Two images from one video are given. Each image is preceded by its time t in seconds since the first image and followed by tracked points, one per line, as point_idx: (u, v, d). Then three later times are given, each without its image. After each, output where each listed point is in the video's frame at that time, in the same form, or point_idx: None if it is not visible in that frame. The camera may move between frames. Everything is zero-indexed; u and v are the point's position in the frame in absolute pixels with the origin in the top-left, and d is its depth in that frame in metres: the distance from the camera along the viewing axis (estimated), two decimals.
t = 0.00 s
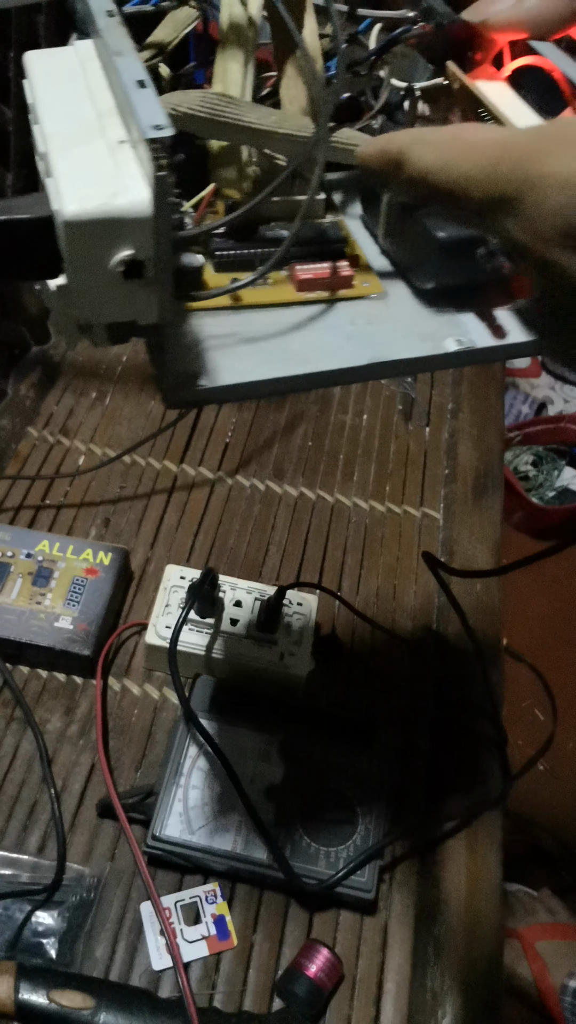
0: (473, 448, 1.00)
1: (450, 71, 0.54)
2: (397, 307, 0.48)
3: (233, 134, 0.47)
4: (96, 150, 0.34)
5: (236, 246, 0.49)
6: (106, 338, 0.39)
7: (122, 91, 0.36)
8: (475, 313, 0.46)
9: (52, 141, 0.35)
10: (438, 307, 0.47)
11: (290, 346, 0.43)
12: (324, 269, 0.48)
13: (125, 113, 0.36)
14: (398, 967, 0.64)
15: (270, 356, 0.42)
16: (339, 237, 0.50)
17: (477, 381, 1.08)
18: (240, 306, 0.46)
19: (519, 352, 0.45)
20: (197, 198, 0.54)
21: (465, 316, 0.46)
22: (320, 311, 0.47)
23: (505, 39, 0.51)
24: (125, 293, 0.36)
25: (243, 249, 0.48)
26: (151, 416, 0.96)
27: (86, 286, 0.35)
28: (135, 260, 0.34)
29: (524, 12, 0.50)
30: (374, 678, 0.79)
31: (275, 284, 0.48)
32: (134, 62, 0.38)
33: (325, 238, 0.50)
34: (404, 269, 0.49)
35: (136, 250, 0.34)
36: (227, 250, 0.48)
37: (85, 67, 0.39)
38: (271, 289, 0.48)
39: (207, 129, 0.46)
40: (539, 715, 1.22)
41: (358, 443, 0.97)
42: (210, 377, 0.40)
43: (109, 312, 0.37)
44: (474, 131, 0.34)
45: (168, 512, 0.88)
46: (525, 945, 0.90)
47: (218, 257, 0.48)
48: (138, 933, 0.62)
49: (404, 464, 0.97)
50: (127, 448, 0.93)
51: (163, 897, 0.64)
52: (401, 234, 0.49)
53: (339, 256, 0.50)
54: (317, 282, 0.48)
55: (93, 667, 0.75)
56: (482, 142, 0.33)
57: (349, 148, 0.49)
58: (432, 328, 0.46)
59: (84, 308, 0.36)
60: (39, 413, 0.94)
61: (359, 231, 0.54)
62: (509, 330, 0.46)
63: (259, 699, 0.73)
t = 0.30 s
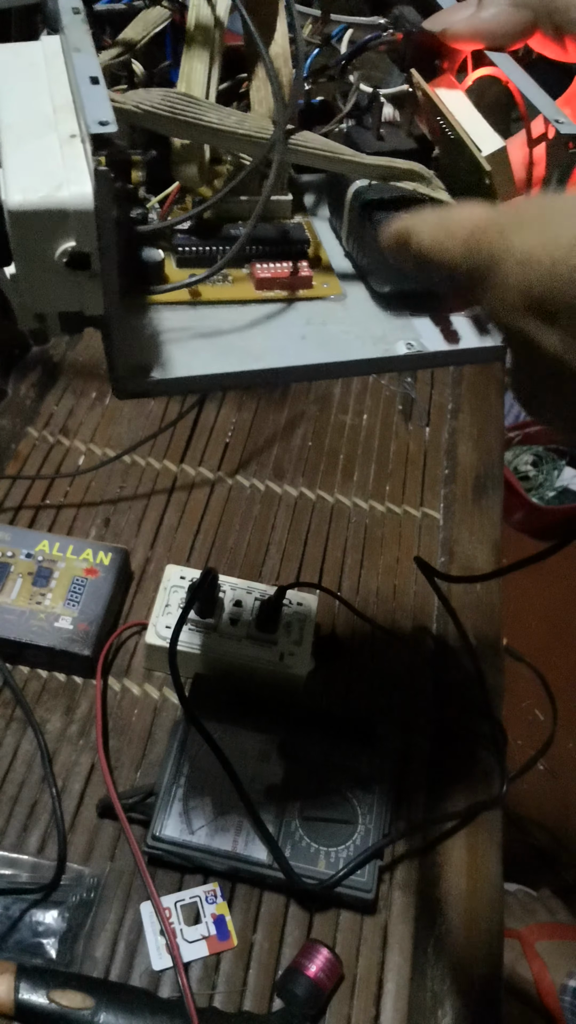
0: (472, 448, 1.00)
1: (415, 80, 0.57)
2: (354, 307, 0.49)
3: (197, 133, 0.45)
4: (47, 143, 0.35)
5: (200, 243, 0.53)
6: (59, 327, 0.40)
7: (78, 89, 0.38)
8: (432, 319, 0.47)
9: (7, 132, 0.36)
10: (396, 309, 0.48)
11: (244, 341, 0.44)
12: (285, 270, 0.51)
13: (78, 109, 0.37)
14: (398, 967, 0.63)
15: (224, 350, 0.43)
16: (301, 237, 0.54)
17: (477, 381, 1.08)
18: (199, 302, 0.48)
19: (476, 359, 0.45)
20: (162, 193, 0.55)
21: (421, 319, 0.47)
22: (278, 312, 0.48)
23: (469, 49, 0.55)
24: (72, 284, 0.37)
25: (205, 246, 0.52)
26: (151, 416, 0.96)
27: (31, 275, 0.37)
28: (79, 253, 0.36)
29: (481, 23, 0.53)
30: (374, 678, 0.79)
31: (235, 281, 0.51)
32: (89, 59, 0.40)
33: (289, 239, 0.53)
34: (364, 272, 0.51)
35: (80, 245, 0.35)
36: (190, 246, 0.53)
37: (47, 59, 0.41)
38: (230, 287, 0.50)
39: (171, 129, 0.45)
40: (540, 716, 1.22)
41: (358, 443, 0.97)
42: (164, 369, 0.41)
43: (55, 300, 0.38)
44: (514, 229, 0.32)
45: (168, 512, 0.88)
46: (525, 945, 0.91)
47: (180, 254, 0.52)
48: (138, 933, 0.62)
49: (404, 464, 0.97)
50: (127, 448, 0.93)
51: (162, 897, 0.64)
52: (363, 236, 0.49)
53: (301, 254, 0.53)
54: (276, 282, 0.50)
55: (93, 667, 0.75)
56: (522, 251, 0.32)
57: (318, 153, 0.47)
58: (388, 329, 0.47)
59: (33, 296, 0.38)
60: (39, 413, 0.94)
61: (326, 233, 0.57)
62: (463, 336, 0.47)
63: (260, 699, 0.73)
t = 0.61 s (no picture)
0: (473, 448, 1.00)
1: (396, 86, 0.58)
2: (332, 311, 0.54)
3: (179, 131, 0.47)
4: (25, 133, 0.39)
5: (177, 243, 0.54)
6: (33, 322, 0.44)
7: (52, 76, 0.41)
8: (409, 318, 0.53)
9: None
10: (372, 314, 0.54)
11: (220, 341, 0.48)
12: (264, 271, 0.54)
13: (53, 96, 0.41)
14: (398, 967, 0.63)
15: (200, 349, 0.47)
16: (281, 238, 0.56)
17: (477, 381, 1.08)
18: (177, 299, 0.52)
19: (455, 358, 0.52)
20: (140, 193, 0.57)
21: (398, 322, 0.53)
22: (258, 311, 0.52)
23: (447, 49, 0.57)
24: (44, 275, 0.41)
25: (182, 246, 0.54)
26: (151, 416, 0.96)
27: (8, 266, 0.41)
28: (50, 241, 0.40)
29: (462, 30, 0.56)
30: (374, 678, 0.79)
31: (213, 280, 0.54)
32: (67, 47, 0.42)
33: (272, 239, 0.56)
34: (342, 274, 0.56)
35: (53, 234, 0.39)
36: (167, 245, 0.54)
37: (25, 54, 0.45)
38: (210, 286, 0.54)
39: (155, 127, 0.46)
40: (540, 715, 1.23)
41: (358, 443, 0.97)
42: (144, 362, 0.45)
43: (32, 293, 0.42)
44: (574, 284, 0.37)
45: (168, 511, 0.88)
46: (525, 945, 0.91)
47: (157, 253, 0.54)
48: (138, 933, 0.62)
49: (404, 463, 0.97)
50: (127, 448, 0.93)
51: (162, 897, 0.64)
52: (341, 238, 0.55)
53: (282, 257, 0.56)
54: (255, 283, 0.54)
55: (93, 667, 0.75)
56: None
57: (298, 153, 0.49)
58: (368, 329, 0.52)
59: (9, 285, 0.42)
60: (39, 412, 0.94)
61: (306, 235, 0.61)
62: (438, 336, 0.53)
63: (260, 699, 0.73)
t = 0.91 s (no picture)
0: (472, 448, 1.00)
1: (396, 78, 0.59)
2: (332, 304, 0.53)
3: (177, 121, 0.46)
4: (27, 116, 0.40)
5: (176, 235, 0.55)
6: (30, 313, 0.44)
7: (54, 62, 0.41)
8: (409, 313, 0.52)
9: None
10: (374, 307, 0.53)
11: (219, 334, 0.47)
12: (265, 264, 0.54)
13: (54, 83, 0.41)
14: (398, 967, 0.64)
15: (203, 344, 0.46)
16: (281, 233, 0.56)
17: (477, 381, 1.08)
18: (176, 292, 0.51)
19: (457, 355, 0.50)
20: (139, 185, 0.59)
21: (400, 316, 0.52)
22: (258, 304, 0.52)
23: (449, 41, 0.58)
24: (44, 262, 0.41)
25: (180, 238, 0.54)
26: (151, 415, 0.96)
27: (6, 254, 0.41)
28: (51, 229, 0.40)
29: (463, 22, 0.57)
30: (374, 677, 0.79)
31: (212, 272, 0.54)
32: (67, 31, 0.42)
33: (271, 232, 0.56)
34: (342, 268, 0.55)
35: (53, 220, 0.39)
36: (167, 236, 0.54)
37: (25, 43, 0.45)
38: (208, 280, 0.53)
39: (151, 114, 0.45)
40: (540, 715, 1.23)
41: (358, 443, 0.98)
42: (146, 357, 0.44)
43: (32, 282, 0.42)
44: (542, 324, 0.33)
45: (168, 512, 0.88)
46: (525, 945, 0.91)
47: (156, 243, 0.54)
48: (138, 933, 0.62)
49: (404, 464, 0.97)
50: (127, 448, 0.92)
51: (162, 896, 0.64)
52: (340, 234, 0.55)
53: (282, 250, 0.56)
54: (255, 274, 0.54)
55: (93, 667, 0.75)
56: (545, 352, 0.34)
57: (302, 145, 0.49)
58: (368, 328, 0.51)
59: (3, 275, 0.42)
60: (39, 413, 0.94)
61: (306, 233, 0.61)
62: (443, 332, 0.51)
63: (259, 699, 0.73)
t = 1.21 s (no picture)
0: (472, 448, 1.00)
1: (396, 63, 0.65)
2: (330, 291, 0.56)
3: (174, 104, 0.48)
4: (21, 95, 0.40)
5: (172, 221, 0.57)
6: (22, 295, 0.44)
7: (50, 41, 0.42)
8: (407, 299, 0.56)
9: None
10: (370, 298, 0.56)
11: (213, 321, 0.50)
12: (262, 250, 0.56)
13: (50, 64, 0.41)
14: (398, 966, 0.64)
15: (199, 327, 0.49)
16: (279, 219, 0.58)
17: (477, 381, 1.08)
18: (172, 278, 0.54)
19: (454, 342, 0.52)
20: (134, 171, 0.61)
21: (394, 304, 0.55)
22: (256, 292, 0.54)
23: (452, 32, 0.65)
24: (39, 247, 0.41)
25: (176, 223, 0.57)
26: (151, 415, 0.96)
27: (2, 240, 0.40)
28: (45, 211, 0.39)
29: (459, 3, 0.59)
30: (374, 677, 0.79)
31: (209, 260, 0.56)
32: (63, 13, 0.43)
33: (270, 217, 0.58)
34: (340, 255, 0.59)
35: (47, 202, 0.39)
36: (163, 222, 0.57)
37: (20, 22, 0.45)
38: (203, 266, 0.56)
39: (152, 100, 0.48)
40: (540, 715, 1.23)
41: (358, 444, 0.98)
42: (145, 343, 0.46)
43: (25, 264, 0.42)
44: (546, 323, 0.33)
45: (168, 512, 0.88)
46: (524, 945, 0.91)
47: (153, 231, 0.57)
48: (138, 933, 0.62)
49: (404, 464, 0.97)
50: (127, 448, 0.92)
51: (162, 896, 0.64)
52: (339, 221, 0.58)
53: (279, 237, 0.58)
54: (252, 261, 0.56)
55: (93, 667, 0.75)
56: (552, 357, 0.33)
57: (298, 131, 0.52)
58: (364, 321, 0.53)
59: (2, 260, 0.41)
60: (39, 413, 0.94)
61: (304, 221, 0.64)
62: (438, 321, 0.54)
63: (259, 699, 0.73)
